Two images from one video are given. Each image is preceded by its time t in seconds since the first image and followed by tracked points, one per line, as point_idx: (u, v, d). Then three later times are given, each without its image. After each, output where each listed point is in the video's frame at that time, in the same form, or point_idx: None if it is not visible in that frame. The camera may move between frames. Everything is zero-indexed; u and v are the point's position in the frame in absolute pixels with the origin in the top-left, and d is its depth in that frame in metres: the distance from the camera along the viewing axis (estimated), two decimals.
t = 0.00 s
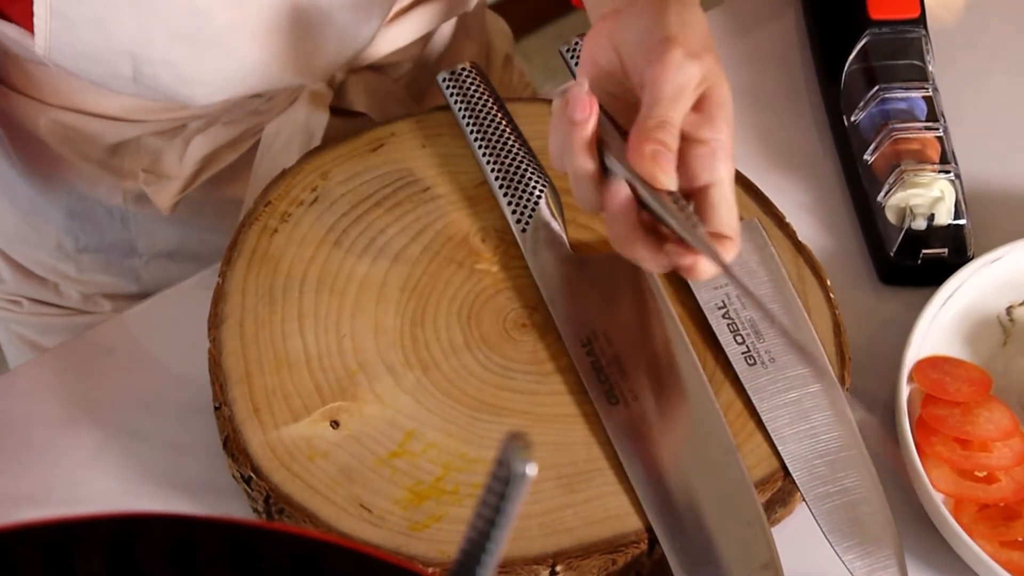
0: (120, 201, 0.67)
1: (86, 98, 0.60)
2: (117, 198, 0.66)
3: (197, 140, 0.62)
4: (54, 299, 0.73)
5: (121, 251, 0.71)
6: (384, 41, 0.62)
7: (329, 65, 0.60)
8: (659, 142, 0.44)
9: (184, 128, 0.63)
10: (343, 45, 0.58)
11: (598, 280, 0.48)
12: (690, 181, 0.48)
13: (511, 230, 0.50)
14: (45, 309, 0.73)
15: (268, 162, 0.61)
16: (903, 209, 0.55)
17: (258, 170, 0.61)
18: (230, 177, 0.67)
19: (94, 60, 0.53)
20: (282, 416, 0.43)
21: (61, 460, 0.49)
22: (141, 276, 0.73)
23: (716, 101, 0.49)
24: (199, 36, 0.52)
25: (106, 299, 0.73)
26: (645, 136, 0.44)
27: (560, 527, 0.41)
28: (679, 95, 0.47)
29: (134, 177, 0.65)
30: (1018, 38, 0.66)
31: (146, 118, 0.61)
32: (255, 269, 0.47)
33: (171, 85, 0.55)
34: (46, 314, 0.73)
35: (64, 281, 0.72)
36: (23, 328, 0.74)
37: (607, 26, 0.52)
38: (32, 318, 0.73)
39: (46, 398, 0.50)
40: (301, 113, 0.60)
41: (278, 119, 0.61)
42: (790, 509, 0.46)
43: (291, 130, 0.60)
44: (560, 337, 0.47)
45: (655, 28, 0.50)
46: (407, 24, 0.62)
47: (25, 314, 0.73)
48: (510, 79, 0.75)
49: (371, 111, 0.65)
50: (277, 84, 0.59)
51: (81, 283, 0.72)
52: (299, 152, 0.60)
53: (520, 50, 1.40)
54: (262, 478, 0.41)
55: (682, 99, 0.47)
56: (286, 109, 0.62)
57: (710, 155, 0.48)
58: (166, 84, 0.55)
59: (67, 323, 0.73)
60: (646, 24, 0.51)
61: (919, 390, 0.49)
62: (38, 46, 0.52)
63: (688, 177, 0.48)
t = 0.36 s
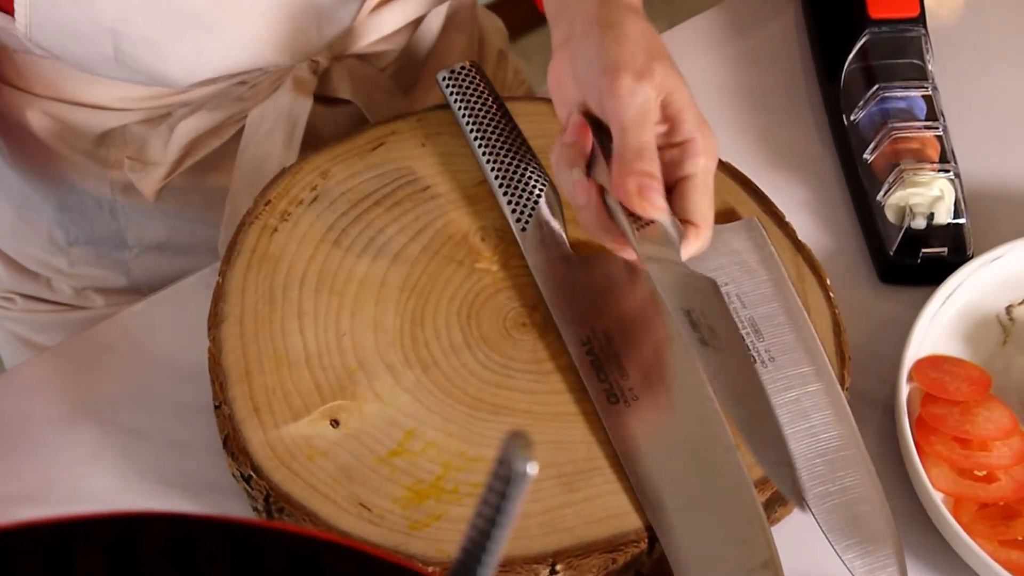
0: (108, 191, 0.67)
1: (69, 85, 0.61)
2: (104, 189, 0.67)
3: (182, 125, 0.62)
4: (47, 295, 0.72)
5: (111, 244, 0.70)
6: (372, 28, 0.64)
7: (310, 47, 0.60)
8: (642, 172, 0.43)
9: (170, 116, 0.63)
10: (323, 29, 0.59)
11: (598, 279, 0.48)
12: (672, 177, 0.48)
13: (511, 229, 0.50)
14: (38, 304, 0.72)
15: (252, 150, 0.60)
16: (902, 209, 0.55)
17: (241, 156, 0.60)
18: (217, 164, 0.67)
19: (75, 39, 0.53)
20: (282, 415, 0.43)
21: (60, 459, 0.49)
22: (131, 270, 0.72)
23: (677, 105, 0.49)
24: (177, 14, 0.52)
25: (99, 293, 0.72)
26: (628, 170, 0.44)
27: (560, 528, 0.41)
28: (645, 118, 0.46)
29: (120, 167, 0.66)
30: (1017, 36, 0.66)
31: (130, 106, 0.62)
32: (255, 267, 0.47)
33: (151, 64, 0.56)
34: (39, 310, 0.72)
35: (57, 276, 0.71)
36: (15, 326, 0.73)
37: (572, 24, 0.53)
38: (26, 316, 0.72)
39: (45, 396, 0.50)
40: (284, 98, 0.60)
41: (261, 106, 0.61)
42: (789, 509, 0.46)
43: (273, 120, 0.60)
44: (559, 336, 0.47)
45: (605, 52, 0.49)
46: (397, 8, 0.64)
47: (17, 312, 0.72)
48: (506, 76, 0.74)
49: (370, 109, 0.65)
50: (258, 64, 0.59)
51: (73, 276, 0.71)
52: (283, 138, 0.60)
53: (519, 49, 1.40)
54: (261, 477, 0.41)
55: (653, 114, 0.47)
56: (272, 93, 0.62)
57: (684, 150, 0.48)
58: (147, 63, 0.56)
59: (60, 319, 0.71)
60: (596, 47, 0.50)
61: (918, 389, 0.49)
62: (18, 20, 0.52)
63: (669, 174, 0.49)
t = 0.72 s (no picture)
0: (107, 186, 0.67)
1: (68, 81, 0.60)
2: (103, 184, 0.67)
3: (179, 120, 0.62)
4: (48, 292, 0.71)
5: (111, 241, 0.70)
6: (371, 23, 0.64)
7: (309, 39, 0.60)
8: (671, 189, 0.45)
9: (168, 111, 0.63)
10: (321, 22, 0.59)
11: (603, 276, 0.48)
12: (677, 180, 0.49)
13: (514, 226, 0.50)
14: (39, 301, 0.72)
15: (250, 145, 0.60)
16: (906, 206, 0.55)
17: (239, 152, 0.60)
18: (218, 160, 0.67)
19: (71, 32, 0.53)
20: (286, 411, 0.43)
21: (62, 455, 0.49)
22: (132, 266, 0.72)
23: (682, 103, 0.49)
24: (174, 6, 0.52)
25: (99, 289, 0.72)
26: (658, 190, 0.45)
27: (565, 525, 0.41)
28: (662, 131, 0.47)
29: (119, 163, 0.65)
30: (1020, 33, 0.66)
31: (128, 100, 0.62)
32: (259, 263, 0.47)
33: (147, 56, 0.56)
34: (39, 307, 0.72)
35: (57, 272, 0.71)
36: (16, 323, 0.73)
37: (559, 27, 0.54)
38: (27, 313, 0.72)
39: (47, 392, 0.50)
40: (282, 92, 0.59)
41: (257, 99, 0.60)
42: (793, 506, 0.46)
43: (270, 118, 0.59)
44: (562, 332, 0.47)
45: (603, 61, 0.50)
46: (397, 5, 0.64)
47: (19, 309, 0.72)
48: (509, 73, 0.74)
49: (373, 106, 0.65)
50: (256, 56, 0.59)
51: (74, 272, 0.71)
52: (281, 132, 0.59)
53: (520, 47, 1.40)
54: (266, 473, 0.41)
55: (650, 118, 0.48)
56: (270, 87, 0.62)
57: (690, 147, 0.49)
58: (143, 55, 0.56)
59: (60, 317, 0.71)
60: (589, 55, 0.51)
61: (922, 386, 0.49)
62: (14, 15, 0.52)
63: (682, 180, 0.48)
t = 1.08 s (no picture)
0: (112, 186, 0.67)
1: (75, 82, 0.61)
2: (108, 184, 0.67)
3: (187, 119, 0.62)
4: (53, 291, 0.71)
5: (117, 240, 0.70)
6: (373, 23, 0.64)
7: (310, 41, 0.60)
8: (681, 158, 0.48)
9: (174, 110, 0.63)
10: (326, 22, 0.59)
11: (608, 277, 0.48)
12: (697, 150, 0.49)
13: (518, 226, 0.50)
14: (43, 301, 0.72)
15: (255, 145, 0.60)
16: (910, 208, 0.55)
17: (245, 153, 0.60)
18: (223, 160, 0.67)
19: (77, 34, 0.53)
20: (290, 411, 0.43)
21: (66, 454, 0.49)
22: (138, 267, 0.71)
23: (704, 68, 0.48)
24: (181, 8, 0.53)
25: (104, 289, 0.72)
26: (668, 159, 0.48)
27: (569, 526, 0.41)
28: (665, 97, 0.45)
29: (127, 163, 0.66)
30: None
31: (134, 101, 0.62)
32: (264, 263, 0.47)
33: (155, 57, 0.56)
34: (43, 307, 0.72)
35: (62, 272, 0.71)
36: (21, 323, 0.73)
37: None
38: (32, 312, 0.72)
39: (51, 390, 0.51)
40: (289, 92, 0.60)
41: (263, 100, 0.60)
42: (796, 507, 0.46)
43: (275, 114, 0.60)
44: (567, 333, 0.47)
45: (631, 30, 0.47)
46: (402, 4, 0.64)
47: (24, 308, 0.72)
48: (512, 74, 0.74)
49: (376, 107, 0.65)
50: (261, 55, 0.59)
51: (79, 271, 0.71)
52: (286, 133, 0.60)
53: (524, 48, 1.40)
54: (270, 473, 0.41)
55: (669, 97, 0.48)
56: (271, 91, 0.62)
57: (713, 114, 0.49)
58: (148, 57, 0.56)
59: (64, 317, 0.71)
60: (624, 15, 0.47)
61: (925, 387, 0.49)
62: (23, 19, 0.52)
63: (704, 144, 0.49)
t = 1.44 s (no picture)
0: (108, 198, 0.67)
1: (70, 93, 0.60)
2: (105, 193, 0.67)
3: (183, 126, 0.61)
4: (51, 299, 0.72)
5: (114, 249, 0.71)
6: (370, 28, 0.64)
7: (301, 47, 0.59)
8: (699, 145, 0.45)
9: (169, 121, 0.63)
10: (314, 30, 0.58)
11: (605, 283, 0.48)
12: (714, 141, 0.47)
13: (514, 232, 0.50)
14: (41, 309, 0.73)
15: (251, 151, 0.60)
16: (905, 213, 0.55)
17: (240, 161, 0.60)
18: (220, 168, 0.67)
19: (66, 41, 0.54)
20: (287, 417, 0.43)
21: (63, 463, 0.49)
22: (134, 275, 0.72)
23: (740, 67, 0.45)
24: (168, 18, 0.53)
25: (102, 297, 0.72)
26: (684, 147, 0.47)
27: (566, 533, 0.41)
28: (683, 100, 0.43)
29: (122, 174, 0.66)
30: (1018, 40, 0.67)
31: (128, 112, 0.62)
32: (261, 270, 0.47)
33: (145, 65, 0.56)
34: (41, 315, 0.73)
35: (60, 281, 0.72)
36: (18, 329, 0.74)
37: None
38: (29, 320, 0.73)
39: (48, 400, 0.51)
40: (284, 100, 0.59)
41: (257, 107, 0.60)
42: (793, 512, 0.46)
43: (270, 122, 0.60)
44: (563, 339, 0.47)
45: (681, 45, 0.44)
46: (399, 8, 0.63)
47: (22, 317, 0.73)
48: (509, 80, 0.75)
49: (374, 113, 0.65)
50: (255, 61, 0.59)
51: (77, 280, 0.71)
52: (281, 139, 0.60)
53: (521, 54, 1.41)
54: (267, 480, 0.42)
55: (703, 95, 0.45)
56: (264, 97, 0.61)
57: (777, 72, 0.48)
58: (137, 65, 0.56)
59: (61, 325, 0.73)
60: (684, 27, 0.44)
61: (921, 392, 0.49)
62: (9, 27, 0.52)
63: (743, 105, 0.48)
